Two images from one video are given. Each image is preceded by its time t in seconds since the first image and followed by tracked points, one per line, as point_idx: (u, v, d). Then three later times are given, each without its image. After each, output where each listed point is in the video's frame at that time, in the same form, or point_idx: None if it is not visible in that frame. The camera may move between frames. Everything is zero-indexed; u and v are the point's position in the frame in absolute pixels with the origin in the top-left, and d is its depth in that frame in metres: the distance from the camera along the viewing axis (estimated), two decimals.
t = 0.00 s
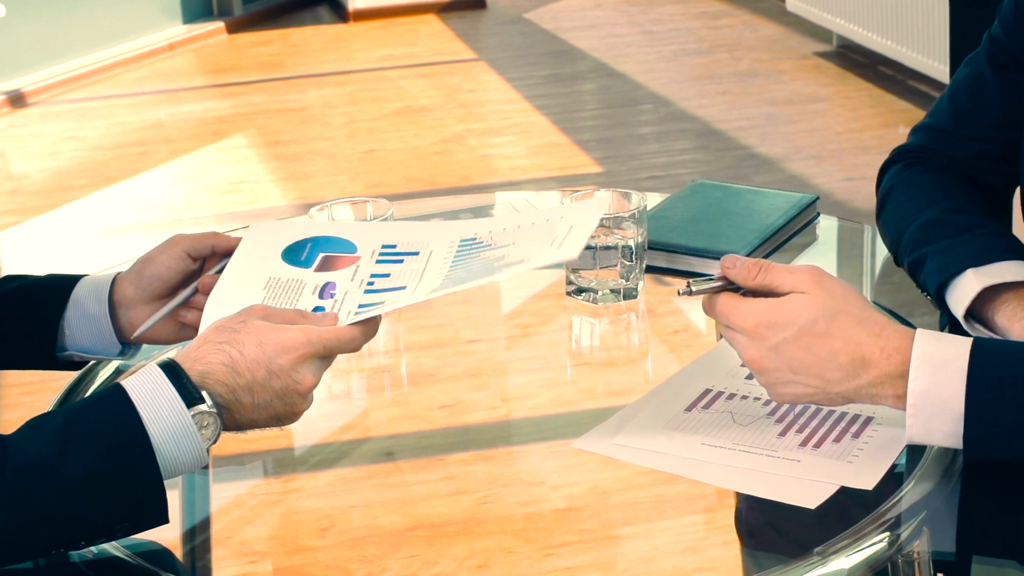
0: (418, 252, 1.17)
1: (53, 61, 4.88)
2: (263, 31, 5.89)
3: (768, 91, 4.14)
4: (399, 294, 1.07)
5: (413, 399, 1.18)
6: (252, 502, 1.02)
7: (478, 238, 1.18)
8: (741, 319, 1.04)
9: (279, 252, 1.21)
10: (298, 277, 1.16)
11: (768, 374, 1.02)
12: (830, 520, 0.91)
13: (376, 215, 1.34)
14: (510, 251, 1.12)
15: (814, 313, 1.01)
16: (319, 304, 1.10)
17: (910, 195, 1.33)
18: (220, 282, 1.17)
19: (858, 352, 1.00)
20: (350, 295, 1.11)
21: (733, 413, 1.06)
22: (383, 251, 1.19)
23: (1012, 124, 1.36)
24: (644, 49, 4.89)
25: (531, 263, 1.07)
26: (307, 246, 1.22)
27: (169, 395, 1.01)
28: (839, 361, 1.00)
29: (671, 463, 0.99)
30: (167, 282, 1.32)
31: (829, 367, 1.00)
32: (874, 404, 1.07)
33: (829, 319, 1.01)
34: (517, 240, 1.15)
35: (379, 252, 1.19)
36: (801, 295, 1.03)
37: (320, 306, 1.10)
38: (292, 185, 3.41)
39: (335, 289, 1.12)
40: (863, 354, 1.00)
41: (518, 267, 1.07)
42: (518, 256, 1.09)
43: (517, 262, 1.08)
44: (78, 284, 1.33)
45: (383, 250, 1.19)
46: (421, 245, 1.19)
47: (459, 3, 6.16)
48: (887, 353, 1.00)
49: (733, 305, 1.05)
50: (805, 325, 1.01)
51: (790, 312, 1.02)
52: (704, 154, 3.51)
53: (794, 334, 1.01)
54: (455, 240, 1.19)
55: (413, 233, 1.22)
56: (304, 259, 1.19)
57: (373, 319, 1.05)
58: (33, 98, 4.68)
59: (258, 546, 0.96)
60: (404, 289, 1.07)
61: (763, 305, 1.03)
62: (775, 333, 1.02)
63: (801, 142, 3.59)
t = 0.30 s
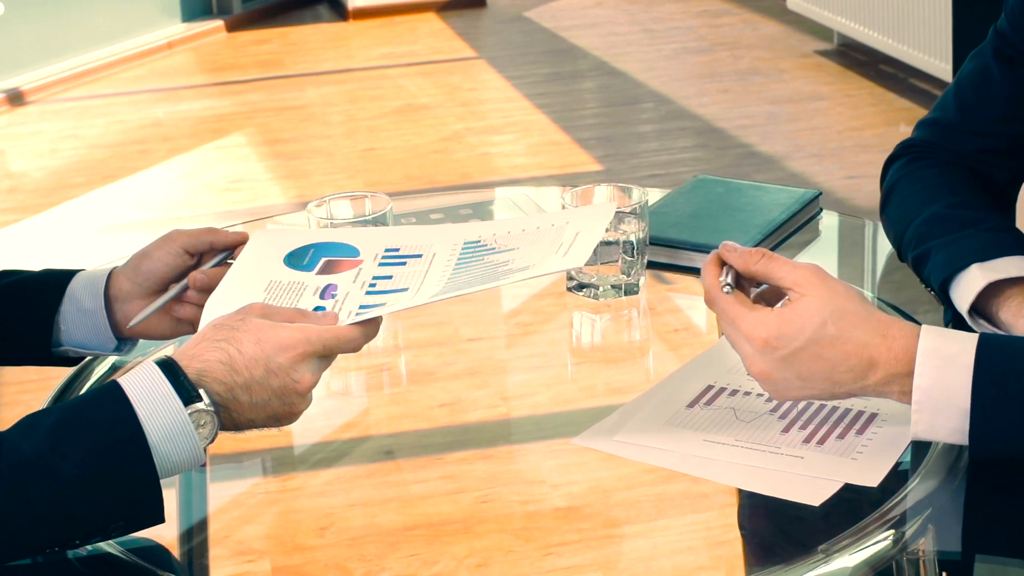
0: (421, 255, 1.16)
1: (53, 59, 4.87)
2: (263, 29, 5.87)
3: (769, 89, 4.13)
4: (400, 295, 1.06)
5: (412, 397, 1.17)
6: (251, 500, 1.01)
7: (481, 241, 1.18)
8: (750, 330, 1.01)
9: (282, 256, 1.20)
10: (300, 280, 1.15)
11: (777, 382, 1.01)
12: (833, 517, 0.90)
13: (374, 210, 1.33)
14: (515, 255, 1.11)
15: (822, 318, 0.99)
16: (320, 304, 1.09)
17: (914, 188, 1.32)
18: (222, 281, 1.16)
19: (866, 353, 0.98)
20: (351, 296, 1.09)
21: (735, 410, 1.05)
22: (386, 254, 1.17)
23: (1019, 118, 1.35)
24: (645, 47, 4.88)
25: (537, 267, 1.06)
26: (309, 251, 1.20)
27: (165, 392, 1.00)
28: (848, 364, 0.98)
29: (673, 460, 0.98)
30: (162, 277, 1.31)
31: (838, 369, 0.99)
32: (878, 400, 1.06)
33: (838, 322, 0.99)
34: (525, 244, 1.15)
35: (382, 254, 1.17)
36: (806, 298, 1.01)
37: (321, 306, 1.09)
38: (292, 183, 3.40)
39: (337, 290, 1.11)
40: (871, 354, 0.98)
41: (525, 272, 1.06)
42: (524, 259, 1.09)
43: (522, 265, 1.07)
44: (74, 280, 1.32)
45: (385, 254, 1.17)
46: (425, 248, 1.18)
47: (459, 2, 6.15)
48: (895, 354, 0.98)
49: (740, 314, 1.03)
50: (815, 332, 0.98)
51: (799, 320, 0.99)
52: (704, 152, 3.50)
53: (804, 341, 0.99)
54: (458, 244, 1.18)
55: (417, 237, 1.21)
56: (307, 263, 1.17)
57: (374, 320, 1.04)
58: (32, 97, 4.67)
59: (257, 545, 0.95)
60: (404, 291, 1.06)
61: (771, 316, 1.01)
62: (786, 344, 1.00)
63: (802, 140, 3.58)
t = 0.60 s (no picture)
0: (421, 249, 1.15)
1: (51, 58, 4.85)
2: (263, 28, 5.86)
3: (769, 88, 4.12)
4: (400, 289, 1.05)
5: (412, 396, 1.16)
6: (251, 499, 1.00)
7: (481, 234, 1.17)
8: (770, 344, 0.97)
9: (280, 250, 1.18)
10: (299, 275, 1.14)
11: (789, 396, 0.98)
12: (837, 515, 0.89)
13: (374, 206, 1.32)
14: (515, 247, 1.10)
15: (838, 323, 0.97)
16: (319, 300, 1.08)
17: (917, 183, 1.31)
18: (221, 277, 1.15)
19: (878, 354, 0.97)
20: (351, 291, 1.08)
21: (738, 407, 1.04)
22: (385, 249, 1.16)
23: None
24: (645, 46, 4.87)
25: (535, 259, 1.06)
26: (308, 246, 1.18)
27: (162, 388, 0.99)
28: (863, 366, 0.97)
29: (674, 458, 0.97)
30: (159, 272, 1.29)
31: (851, 371, 0.97)
32: (884, 397, 1.05)
33: (851, 325, 0.97)
34: (521, 234, 1.15)
35: (381, 248, 1.16)
36: (816, 302, 0.98)
37: (320, 302, 1.08)
38: (291, 182, 3.39)
39: (336, 286, 1.10)
40: (881, 356, 0.97)
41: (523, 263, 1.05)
42: (523, 250, 1.09)
43: (523, 257, 1.07)
44: (71, 274, 1.31)
45: (384, 248, 1.16)
46: (424, 242, 1.17)
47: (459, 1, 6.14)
48: (903, 350, 0.97)
49: (755, 329, 0.98)
50: (836, 339, 0.96)
51: (817, 328, 0.96)
52: (705, 151, 3.49)
53: (825, 349, 0.96)
54: (458, 236, 1.17)
55: (415, 231, 1.19)
56: (306, 258, 1.16)
57: (374, 316, 1.04)
58: (31, 96, 4.66)
59: (255, 545, 0.94)
60: (404, 285, 1.06)
61: (785, 327, 0.97)
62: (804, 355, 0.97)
63: (803, 138, 3.57)
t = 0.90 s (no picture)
0: (421, 250, 1.14)
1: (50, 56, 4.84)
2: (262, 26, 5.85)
3: (770, 86, 4.11)
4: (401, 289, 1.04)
5: (412, 395, 1.15)
6: (250, 499, 0.99)
7: (482, 235, 1.16)
8: (775, 324, 0.96)
9: (279, 251, 1.17)
10: (298, 275, 1.12)
11: (788, 376, 0.98)
12: (842, 513, 0.88)
13: (372, 200, 1.31)
14: (517, 250, 1.10)
15: (848, 313, 0.96)
16: (318, 300, 1.07)
17: (922, 178, 1.30)
18: (221, 273, 1.14)
19: (884, 349, 0.97)
20: (350, 291, 1.07)
21: (740, 404, 1.03)
22: (384, 250, 1.15)
23: None
24: (645, 44, 4.86)
25: (539, 264, 1.04)
26: (307, 247, 1.17)
27: (158, 386, 0.98)
28: (867, 360, 0.96)
29: (676, 454, 0.96)
30: (155, 266, 1.28)
31: (854, 364, 0.97)
32: (891, 395, 1.04)
33: (860, 317, 0.97)
34: (523, 236, 1.14)
35: (380, 249, 1.15)
36: (826, 291, 0.98)
37: (319, 301, 1.07)
38: (290, 180, 3.38)
39: (334, 286, 1.09)
40: (888, 354, 0.97)
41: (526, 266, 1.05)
42: (524, 254, 1.08)
43: (526, 260, 1.06)
44: (66, 270, 1.30)
45: (384, 249, 1.15)
46: (424, 243, 1.15)
47: None
48: (910, 350, 0.97)
49: (763, 307, 0.97)
50: (843, 327, 0.95)
51: (826, 314, 0.95)
52: (706, 150, 3.48)
53: (831, 337, 0.95)
54: (458, 237, 1.16)
55: (415, 232, 1.19)
56: (304, 258, 1.15)
57: (375, 315, 1.03)
58: (29, 94, 4.65)
59: (254, 544, 0.92)
60: (404, 285, 1.05)
61: (794, 310, 0.96)
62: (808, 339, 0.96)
63: (805, 137, 3.56)
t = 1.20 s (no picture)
0: (424, 256, 1.13)
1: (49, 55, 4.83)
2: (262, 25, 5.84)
3: (771, 84, 4.10)
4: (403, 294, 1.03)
5: (412, 393, 1.13)
6: (249, 498, 0.98)
7: (487, 242, 1.15)
8: (772, 318, 0.97)
9: (281, 257, 1.17)
10: (299, 280, 1.11)
11: (799, 376, 0.96)
12: (845, 508, 0.87)
13: (370, 195, 1.30)
14: (522, 255, 1.09)
15: (846, 300, 0.97)
16: (319, 304, 1.06)
17: (925, 173, 1.29)
18: (222, 279, 1.14)
19: (888, 335, 0.97)
20: (352, 296, 1.06)
21: (743, 400, 1.02)
22: (388, 256, 1.14)
23: None
24: (646, 43, 4.85)
25: (545, 268, 1.04)
26: (309, 253, 1.16)
27: (156, 385, 0.97)
28: (872, 346, 0.96)
29: (678, 451, 0.95)
30: (151, 261, 1.27)
31: (862, 355, 0.96)
32: (896, 390, 1.03)
33: (859, 304, 0.97)
34: (529, 242, 1.13)
35: (384, 255, 1.14)
36: (822, 281, 0.98)
37: (321, 305, 1.06)
38: (290, 179, 3.37)
39: (337, 290, 1.08)
40: (892, 338, 0.97)
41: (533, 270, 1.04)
42: (529, 258, 1.07)
43: (531, 265, 1.05)
44: (61, 265, 1.30)
45: (387, 255, 1.14)
46: (427, 250, 1.15)
47: None
48: (915, 335, 0.97)
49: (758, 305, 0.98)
50: (841, 314, 0.96)
51: (822, 302, 0.96)
52: (706, 148, 3.47)
53: (830, 325, 0.96)
54: (463, 244, 1.15)
55: (418, 240, 1.17)
56: (307, 264, 1.14)
57: (378, 319, 1.02)
58: (29, 92, 4.64)
59: (252, 542, 0.91)
60: (407, 290, 1.04)
61: (789, 302, 0.97)
62: (809, 330, 0.96)
63: (806, 135, 3.55)
